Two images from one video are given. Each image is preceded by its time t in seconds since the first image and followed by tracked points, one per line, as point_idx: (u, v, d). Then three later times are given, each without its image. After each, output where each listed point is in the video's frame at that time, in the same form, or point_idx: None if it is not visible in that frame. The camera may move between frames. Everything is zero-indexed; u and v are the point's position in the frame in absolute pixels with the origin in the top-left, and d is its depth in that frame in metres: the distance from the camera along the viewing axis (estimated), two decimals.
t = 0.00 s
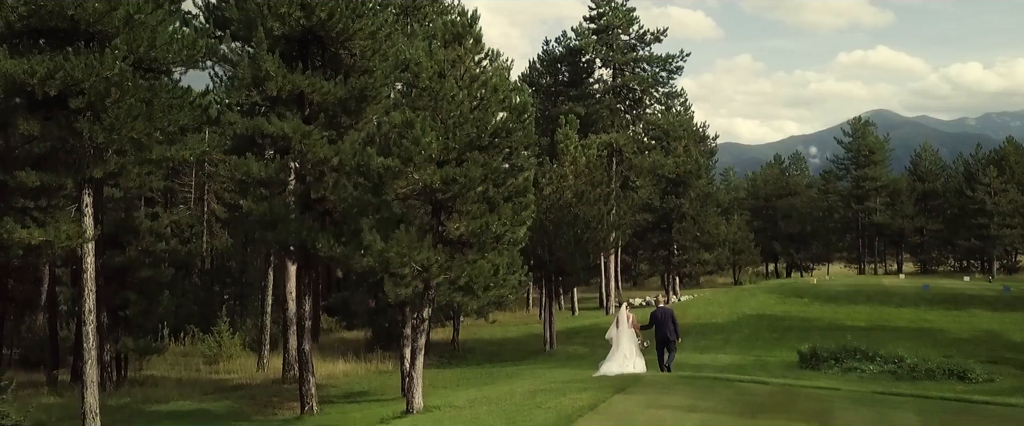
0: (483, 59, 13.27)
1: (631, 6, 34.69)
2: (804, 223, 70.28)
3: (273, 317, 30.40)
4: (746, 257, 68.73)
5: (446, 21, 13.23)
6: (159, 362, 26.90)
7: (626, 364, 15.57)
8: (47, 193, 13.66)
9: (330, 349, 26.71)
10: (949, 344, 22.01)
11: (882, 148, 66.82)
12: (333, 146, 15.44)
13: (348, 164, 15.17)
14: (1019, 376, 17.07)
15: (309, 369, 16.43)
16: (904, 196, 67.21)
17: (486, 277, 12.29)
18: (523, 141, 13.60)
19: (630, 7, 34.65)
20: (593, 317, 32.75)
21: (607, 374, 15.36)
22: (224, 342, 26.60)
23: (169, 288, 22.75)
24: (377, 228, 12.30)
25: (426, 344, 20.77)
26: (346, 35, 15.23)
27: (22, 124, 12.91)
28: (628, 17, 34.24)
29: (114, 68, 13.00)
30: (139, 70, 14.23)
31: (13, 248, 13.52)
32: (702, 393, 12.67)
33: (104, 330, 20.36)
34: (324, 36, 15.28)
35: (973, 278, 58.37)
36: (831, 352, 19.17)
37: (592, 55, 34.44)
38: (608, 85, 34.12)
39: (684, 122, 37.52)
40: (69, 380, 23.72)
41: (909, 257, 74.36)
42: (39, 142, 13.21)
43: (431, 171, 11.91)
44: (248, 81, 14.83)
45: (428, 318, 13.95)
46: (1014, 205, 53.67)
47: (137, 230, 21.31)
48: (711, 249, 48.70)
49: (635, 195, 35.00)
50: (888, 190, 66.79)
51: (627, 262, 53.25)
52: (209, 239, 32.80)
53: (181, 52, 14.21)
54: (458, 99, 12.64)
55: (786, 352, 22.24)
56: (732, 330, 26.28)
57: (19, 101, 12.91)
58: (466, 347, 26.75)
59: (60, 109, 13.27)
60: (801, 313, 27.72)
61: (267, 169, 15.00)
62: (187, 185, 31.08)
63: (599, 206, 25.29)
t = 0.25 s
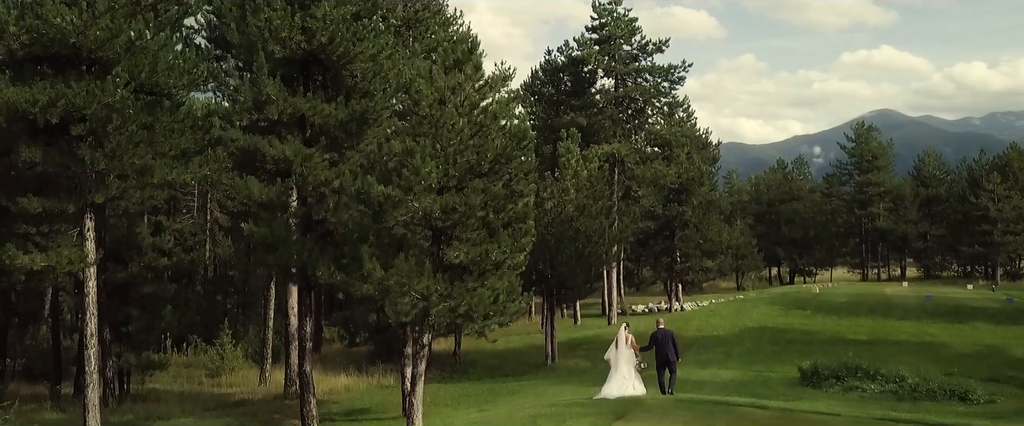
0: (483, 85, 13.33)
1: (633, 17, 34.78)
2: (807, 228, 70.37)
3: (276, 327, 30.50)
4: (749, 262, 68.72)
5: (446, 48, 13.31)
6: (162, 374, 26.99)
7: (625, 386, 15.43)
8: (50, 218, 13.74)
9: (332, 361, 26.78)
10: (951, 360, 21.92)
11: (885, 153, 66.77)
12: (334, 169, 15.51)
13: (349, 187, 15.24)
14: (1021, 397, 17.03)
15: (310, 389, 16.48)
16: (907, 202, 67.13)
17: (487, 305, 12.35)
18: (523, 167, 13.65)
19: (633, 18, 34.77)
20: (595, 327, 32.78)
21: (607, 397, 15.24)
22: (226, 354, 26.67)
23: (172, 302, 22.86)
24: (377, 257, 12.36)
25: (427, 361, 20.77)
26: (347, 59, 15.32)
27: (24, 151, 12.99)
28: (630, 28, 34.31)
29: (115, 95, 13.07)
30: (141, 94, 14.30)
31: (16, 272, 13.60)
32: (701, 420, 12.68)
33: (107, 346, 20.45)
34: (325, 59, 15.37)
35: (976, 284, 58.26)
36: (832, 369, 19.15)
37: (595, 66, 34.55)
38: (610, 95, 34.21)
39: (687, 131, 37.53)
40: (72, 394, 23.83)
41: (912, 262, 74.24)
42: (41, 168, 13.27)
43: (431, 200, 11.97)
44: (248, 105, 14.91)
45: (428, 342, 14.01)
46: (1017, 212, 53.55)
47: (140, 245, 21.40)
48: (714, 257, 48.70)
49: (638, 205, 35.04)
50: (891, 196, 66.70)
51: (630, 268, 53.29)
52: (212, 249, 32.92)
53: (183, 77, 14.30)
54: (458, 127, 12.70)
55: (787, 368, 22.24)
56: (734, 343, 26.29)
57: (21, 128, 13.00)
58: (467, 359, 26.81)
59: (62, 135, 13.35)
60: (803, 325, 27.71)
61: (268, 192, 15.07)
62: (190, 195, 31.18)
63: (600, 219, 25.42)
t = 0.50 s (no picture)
0: (483, 117, 13.37)
1: (636, 29, 34.90)
2: (810, 234, 70.64)
3: (279, 341, 30.54)
4: (752, 269, 68.70)
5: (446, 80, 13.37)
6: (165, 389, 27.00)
7: (626, 412, 15.15)
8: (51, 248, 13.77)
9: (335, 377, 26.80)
10: (954, 379, 21.84)
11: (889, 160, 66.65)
12: (335, 196, 15.56)
13: (350, 215, 15.30)
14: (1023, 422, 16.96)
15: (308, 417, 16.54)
16: (911, 208, 67.08)
17: (486, 339, 12.39)
18: (523, 198, 13.69)
19: (635, 30, 34.90)
20: (598, 340, 32.77)
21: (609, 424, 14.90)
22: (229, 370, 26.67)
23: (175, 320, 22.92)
24: (377, 290, 12.39)
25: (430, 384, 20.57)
26: (348, 86, 15.40)
27: (26, 184, 13.03)
28: (633, 40, 34.42)
29: (116, 128, 13.11)
30: (142, 123, 14.35)
31: (18, 302, 13.63)
32: None
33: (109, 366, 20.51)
34: (326, 87, 15.45)
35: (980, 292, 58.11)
36: (834, 391, 19.09)
37: (597, 78, 34.66)
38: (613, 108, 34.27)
39: (690, 143, 37.57)
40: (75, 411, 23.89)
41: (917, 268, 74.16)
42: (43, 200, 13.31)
43: (431, 235, 12.02)
44: (250, 133, 14.96)
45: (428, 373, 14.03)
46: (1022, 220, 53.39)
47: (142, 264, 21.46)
48: (717, 266, 48.66)
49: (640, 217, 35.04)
50: (895, 202, 66.57)
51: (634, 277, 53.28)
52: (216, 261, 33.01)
53: (184, 107, 14.37)
54: (458, 160, 12.74)
55: (788, 387, 22.18)
56: (736, 359, 26.24)
57: (23, 160, 13.05)
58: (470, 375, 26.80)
59: (64, 167, 13.39)
60: (806, 341, 27.65)
61: (269, 220, 15.11)
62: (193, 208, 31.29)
63: (603, 236, 25.34)
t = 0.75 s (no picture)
0: (482, 144, 13.42)
1: (638, 40, 34.94)
2: (813, 241, 71.38)
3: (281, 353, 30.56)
4: (755, 274, 68.68)
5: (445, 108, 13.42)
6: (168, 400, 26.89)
7: None
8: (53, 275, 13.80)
9: (337, 390, 26.80)
10: (956, 396, 21.77)
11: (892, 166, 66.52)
12: (337, 219, 15.66)
13: (351, 238, 15.41)
14: None
15: None
16: (915, 214, 66.99)
17: (485, 369, 12.48)
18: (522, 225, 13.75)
19: (637, 41, 34.95)
20: (600, 352, 32.75)
21: None
22: (231, 382, 26.58)
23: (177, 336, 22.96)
24: (377, 319, 12.45)
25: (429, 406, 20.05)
26: (349, 110, 15.51)
27: (28, 211, 13.08)
28: (635, 51, 34.46)
29: (118, 155, 13.17)
30: (143, 148, 14.42)
31: (19, 328, 13.65)
32: None
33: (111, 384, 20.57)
34: (327, 111, 15.55)
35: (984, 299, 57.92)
36: (834, 411, 19.01)
37: (599, 88, 34.76)
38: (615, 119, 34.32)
39: (693, 153, 37.57)
40: None
41: (920, 273, 74.08)
42: (45, 227, 13.34)
43: (431, 265, 12.08)
44: (251, 157, 15.03)
45: (428, 396, 14.17)
46: None
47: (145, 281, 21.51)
48: (720, 273, 48.62)
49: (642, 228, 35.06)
50: (898, 208, 66.44)
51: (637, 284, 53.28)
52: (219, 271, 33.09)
53: (185, 131, 14.43)
54: (458, 188, 12.78)
55: (789, 404, 22.13)
56: (738, 373, 26.19)
57: (24, 188, 13.10)
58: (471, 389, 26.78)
59: (66, 194, 13.45)
60: (808, 354, 27.59)
61: (269, 243, 15.16)
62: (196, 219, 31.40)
63: (605, 250, 25.33)
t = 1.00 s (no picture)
0: (482, 171, 13.41)
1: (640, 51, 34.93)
2: (817, 246, 70.83)
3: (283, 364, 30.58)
4: (758, 280, 68.60)
5: (445, 135, 13.42)
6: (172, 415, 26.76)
7: None
8: (53, 301, 13.81)
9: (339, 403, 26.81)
10: (959, 413, 21.71)
11: (895, 171, 66.37)
12: (337, 242, 15.68)
13: (352, 262, 15.43)
14: None
15: None
16: (918, 220, 66.86)
17: (485, 398, 12.50)
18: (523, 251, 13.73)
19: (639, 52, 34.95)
20: (602, 363, 32.77)
21: None
22: (234, 396, 26.56)
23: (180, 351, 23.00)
24: (377, 348, 12.45)
25: None
26: (350, 134, 15.55)
27: (29, 239, 13.07)
28: (637, 62, 34.44)
29: (119, 182, 13.22)
30: (145, 173, 14.46)
31: (21, 353, 13.68)
32: None
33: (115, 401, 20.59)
34: (328, 134, 15.58)
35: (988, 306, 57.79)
36: None
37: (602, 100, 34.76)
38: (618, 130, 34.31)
39: (695, 164, 37.54)
40: None
41: (924, 279, 73.96)
42: (46, 253, 13.35)
43: (429, 295, 12.09)
44: (251, 181, 15.04)
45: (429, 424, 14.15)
46: None
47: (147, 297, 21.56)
48: (722, 281, 48.62)
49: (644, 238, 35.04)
50: (902, 214, 66.26)
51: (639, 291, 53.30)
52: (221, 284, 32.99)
53: (186, 157, 14.48)
54: (458, 216, 12.77)
55: (791, 420, 22.09)
56: (740, 387, 26.15)
57: (25, 215, 13.15)
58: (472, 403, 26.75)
59: (68, 220, 13.51)
60: (810, 368, 27.56)
61: (270, 267, 15.19)
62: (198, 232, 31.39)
63: (607, 265, 25.31)
